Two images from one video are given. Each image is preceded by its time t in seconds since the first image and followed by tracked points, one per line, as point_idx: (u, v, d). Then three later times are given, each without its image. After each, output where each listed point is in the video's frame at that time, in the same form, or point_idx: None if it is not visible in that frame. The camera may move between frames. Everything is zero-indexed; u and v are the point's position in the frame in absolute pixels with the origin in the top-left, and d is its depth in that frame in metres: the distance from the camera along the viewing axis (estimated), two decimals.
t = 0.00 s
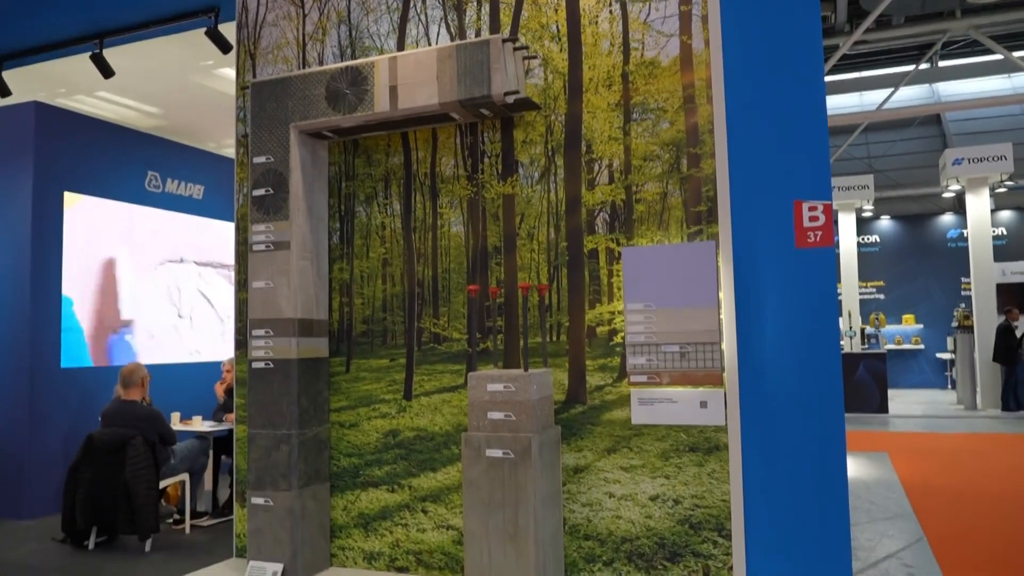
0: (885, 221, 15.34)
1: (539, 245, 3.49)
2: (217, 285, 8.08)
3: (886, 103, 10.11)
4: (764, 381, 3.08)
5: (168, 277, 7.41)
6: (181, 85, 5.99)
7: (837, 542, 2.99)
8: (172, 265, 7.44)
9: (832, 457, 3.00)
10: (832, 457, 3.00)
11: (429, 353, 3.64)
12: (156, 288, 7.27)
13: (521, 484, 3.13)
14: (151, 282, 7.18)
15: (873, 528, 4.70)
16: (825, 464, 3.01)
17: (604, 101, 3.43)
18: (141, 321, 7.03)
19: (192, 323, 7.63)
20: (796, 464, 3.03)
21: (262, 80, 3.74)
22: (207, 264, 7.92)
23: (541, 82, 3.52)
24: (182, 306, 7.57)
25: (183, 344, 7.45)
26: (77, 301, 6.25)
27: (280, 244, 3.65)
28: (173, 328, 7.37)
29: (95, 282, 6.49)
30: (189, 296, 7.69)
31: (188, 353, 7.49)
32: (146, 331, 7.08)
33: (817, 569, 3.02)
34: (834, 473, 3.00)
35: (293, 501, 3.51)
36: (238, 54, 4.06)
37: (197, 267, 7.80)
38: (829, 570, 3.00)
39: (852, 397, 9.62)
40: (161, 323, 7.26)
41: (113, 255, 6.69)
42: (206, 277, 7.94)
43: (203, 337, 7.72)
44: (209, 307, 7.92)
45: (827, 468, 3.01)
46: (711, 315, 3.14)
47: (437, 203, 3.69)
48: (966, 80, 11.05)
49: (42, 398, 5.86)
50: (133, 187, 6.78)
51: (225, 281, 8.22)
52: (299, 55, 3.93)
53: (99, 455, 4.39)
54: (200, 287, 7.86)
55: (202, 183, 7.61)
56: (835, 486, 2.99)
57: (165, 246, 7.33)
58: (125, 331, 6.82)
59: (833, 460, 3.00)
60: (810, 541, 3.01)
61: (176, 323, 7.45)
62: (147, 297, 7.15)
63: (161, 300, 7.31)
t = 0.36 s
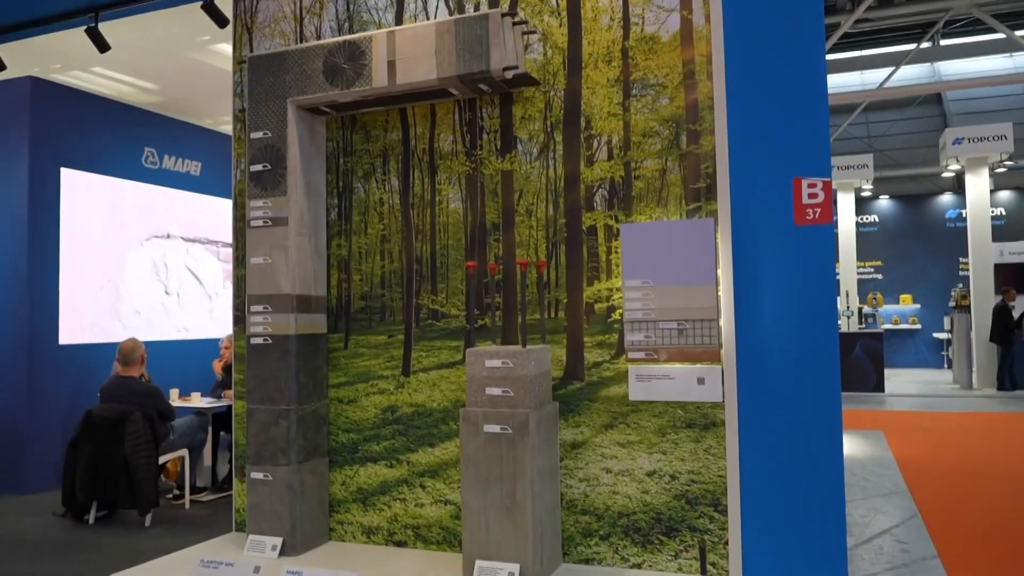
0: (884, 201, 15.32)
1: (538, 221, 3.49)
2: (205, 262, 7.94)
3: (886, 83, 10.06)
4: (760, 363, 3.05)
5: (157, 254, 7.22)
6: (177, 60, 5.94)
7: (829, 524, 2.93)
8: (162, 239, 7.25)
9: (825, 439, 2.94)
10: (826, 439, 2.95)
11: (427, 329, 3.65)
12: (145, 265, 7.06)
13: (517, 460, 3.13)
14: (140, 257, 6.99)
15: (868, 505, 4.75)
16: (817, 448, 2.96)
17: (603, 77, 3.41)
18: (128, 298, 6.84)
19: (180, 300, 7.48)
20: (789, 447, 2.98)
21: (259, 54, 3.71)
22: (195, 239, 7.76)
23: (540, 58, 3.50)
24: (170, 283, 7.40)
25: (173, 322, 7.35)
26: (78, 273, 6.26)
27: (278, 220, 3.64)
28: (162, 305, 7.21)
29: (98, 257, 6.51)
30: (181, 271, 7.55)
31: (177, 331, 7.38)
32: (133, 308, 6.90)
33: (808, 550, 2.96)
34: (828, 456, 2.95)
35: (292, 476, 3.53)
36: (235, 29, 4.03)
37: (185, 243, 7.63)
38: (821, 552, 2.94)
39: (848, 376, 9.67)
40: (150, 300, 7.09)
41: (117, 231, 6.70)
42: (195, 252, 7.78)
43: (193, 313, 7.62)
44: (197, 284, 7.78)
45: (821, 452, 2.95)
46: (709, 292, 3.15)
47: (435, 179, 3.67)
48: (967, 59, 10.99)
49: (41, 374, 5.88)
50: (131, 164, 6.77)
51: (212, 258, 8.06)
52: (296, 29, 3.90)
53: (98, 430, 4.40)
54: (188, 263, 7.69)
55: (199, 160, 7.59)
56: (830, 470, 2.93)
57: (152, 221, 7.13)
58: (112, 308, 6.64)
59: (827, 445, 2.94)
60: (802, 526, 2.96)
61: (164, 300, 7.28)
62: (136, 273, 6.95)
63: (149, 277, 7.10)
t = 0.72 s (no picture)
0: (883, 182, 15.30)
1: (536, 200, 3.48)
2: (195, 239, 7.78)
3: (886, 63, 10.00)
4: (758, 343, 3.11)
5: (149, 231, 7.08)
6: (173, 37, 5.88)
7: (826, 506, 3.02)
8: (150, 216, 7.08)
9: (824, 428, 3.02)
10: (825, 427, 3.02)
11: (426, 307, 3.65)
12: (135, 242, 6.90)
13: (516, 437, 3.15)
14: (131, 234, 6.84)
15: (863, 485, 4.79)
16: (815, 435, 3.03)
17: (603, 55, 3.38)
18: (116, 275, 6.69)
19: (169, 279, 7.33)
20: (787, 433, 3.07)
21: (255, 30, 3.68)
22: (185, 217, 7.59)
23: (539, 35, 3.47)
24: (159, 261, 7.24)
25: (162, 301, 7.21)
26: (76, 249, 6.25)
27: (275, 197, 3.63)
28: (151, 284, 7.06)
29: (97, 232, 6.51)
30: (170, 248, 7.40)
31: (165, 310, 7.25)
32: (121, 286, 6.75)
33: (805, 532, 3.05)
34: (827, 444, 3.02)
35: (290, 454, 3.54)
36: (231, 4, 3.99)
37: (174, 221, 7.46)
38: (819, 534, 3.03)
39: (845, 357, 9.72)
40: (139, 278, 6.94)
41: (115, 208, 6.67)
42: (185, 228, 7.62)
43: (182, 291, 7.48)
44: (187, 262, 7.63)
45: (820, 439, 3.03)
46: (707, 271, 3.15)
47: (433, 157, 3.66)
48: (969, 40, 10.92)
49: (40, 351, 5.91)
50: (129, 142, 6.78)
51: (202, 235, 7.90)
52: (293, 6, 3.85)
53: (97, 406, 4.41)
54: (177, 241, 7.52)
55: (197, 138, 7.57)
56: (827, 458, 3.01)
57: (141, 197, 6.97)
58: (99, 285, 6.49)
59: (824, 424, 3.01)
60: (799, 510, 3.05)
61: (152, 278, 7.13)
62: (127, 250, 6.80)
63: (139, 255, 6.95)
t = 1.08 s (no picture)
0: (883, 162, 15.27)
1: (535, 177, 3.47)
2: (183, 215, 7.60)
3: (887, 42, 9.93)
4: (756, 322, 3.11)
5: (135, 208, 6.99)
6: (168, 15, 5.82)
7: (822, 483, 3.04)
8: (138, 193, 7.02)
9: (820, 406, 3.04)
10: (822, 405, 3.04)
11: (425, 286, 3.65)
12: (121, 220, 6.83)
13: (514, 414, 3.16)
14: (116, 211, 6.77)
15: (859, 463, 4.83)
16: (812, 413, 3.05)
17: (602, 31, 3.36)
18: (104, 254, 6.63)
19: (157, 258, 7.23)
20: (784, 411, 3.09)
21: (251, 6, 3.65)
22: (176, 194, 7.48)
23: (538, 11, 3.45)
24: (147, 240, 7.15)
25: (151, 280, 7.14)
26: (74, 228, 6.29)
27: (273, 176, 3.61)
28: (138, 263, 6.98)
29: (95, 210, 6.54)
30: (157, 226, 7.25)
31: (153, 289, 7.15)
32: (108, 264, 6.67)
33: (801, 508, 3.07)
34: (824, 422, 3.03)
35: (290, 431, 3.56)
36: None
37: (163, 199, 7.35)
38: (816, 510, 3.05)
39: (843, 336, 9.76)
40: (126, 257, 6.86)
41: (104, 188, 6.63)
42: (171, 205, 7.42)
43: (169, 269, 7.36)
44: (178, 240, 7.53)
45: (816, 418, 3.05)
46: (706, 249, 3.15)
47: (432, 135, 3.65)
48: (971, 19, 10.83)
49: (39, 330, 5.94)
50: (125, 120, 6.78)
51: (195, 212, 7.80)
52: None
53: (97, 385, 4.42)
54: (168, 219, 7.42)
55: (193, 117, 7.54)
56: (823, 435, 3.04)
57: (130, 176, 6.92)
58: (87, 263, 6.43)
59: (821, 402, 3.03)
60: (796, 487, 3.08)
61: (140, 257, 7.04)
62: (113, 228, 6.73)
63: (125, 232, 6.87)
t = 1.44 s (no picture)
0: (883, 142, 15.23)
1: (533, 155, 3.46)
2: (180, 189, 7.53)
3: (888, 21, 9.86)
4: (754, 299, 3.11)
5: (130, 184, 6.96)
6: None
7: (818, 461, 3.05)
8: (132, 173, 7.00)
9: (815, 387, 3.04)
10: (816, 387, 3.05)
11: (423, 264, 3.65)
12: (115, 199, 6.82)
13: (512, 391, 3.17)
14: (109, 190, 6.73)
15: (856, 441, 4.86)
16: (807, 394, 3.06)
17: (601, 7, 3.34)
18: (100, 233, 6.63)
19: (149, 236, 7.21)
20: (780, 391, 3.10)
21: None
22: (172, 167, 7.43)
23: None
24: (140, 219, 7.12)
25: (144, 258, 7.13)
26: (70, 207, 6.30)
27: (271, 153, 3.59)
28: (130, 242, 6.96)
29: (92, 185, 6.54)
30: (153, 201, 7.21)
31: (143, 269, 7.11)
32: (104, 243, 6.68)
33: (797, 484, 3.09)
34: (819, 403, 3.04)
35: (288, 409, 3.57)
36: None
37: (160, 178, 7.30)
38: (812, 487, 3.07)
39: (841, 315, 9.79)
40: (120, 238, 6.86)
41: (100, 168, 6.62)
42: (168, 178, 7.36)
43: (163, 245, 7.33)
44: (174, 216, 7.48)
45: (813, 397, 3.05)
46: (704, 226, 3.16)
47: (430, 112, 3.63)
48: None
49: (37, 309, 5.94)
50: (122, 99, 6.75)
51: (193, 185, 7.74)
52: None
53: (97, 363, 4.43)
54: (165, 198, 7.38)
55: (190, 95, 7.49)
56: (818, 414, 3.05)
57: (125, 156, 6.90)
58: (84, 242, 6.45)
59: (818, 379, 3.04)
60: (793, 464, 3.09)
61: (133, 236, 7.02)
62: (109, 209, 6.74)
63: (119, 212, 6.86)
